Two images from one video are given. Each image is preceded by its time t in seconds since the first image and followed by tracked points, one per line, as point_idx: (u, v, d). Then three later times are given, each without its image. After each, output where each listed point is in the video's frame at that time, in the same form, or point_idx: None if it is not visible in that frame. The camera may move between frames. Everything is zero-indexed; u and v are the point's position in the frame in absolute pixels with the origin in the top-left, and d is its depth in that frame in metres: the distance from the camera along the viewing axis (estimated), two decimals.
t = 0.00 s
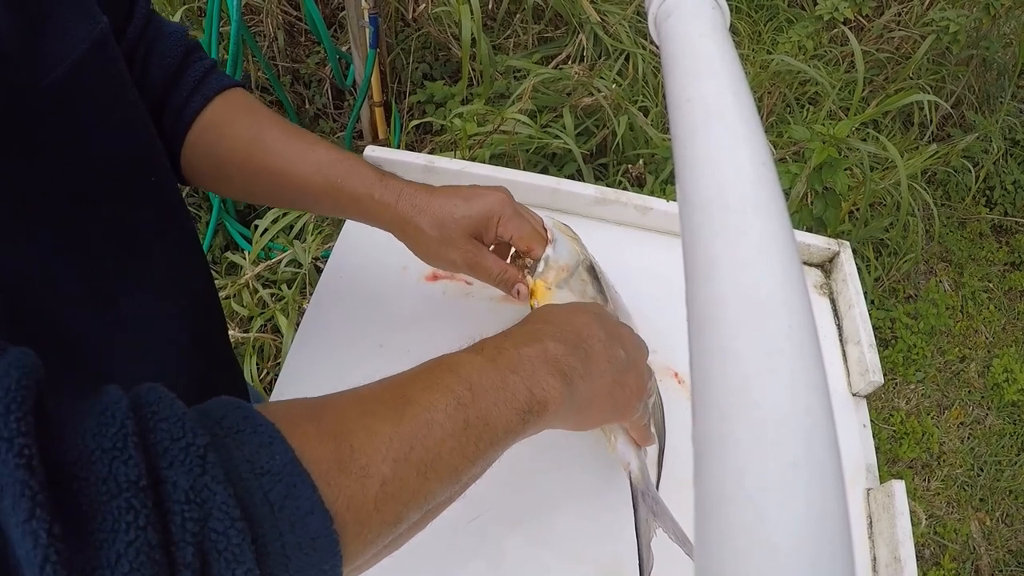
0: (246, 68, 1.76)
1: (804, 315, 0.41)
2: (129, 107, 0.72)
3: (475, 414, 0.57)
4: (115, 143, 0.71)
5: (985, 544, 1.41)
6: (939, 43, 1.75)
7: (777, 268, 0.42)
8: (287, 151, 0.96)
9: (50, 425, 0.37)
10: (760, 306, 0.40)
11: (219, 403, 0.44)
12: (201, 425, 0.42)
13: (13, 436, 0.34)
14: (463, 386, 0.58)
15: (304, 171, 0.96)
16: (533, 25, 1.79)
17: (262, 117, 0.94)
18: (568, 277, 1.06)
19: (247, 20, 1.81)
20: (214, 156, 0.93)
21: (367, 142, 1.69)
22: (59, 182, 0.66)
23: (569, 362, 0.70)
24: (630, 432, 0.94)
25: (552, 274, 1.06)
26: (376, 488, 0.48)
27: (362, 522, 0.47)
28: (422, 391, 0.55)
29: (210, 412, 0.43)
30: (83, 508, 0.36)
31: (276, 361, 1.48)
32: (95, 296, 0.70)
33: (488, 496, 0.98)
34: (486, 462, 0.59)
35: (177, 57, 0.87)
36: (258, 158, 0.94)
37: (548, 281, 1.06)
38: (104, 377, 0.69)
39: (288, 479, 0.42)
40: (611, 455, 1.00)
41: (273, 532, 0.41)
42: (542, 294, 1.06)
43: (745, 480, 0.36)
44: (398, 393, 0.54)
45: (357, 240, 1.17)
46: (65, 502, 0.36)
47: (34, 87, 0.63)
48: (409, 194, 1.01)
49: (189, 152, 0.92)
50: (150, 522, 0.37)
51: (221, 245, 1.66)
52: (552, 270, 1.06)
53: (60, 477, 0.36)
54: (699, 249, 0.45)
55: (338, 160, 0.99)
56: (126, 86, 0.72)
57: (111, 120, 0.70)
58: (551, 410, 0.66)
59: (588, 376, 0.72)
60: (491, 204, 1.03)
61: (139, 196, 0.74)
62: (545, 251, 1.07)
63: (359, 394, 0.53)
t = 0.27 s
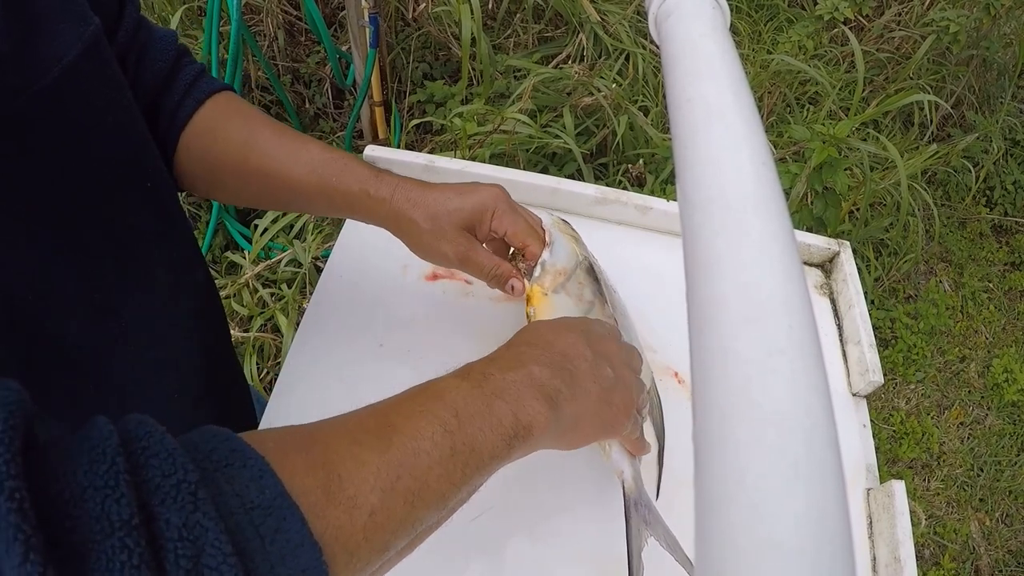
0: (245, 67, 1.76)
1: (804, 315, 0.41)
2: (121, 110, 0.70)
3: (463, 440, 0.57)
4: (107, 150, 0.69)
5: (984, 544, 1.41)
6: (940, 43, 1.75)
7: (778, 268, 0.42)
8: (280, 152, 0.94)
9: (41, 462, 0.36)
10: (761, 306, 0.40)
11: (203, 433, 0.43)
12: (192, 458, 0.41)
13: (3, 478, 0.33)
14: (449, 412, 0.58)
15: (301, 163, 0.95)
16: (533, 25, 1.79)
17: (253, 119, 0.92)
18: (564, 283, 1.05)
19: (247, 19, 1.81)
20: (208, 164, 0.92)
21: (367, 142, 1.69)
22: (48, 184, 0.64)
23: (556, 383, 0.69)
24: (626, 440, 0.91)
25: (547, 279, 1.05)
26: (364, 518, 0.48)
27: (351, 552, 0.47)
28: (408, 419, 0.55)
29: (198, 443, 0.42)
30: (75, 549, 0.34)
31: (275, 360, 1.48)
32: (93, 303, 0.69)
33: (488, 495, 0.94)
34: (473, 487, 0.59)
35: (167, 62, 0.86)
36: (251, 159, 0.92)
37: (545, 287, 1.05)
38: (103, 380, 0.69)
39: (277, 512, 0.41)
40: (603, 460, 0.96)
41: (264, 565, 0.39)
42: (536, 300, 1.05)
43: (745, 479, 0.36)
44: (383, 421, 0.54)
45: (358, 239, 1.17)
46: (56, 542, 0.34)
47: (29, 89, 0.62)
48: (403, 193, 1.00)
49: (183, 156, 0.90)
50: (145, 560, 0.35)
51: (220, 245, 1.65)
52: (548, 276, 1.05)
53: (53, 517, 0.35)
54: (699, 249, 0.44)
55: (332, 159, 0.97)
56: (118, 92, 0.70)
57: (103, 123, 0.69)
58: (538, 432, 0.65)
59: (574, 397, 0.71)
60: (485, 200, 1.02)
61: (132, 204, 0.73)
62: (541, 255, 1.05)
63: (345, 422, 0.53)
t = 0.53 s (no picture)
0: (245, 68, 1.76)
1: (805, 315, 0.41)
2: (115, 115, 0.69)
3: (448, 455, 0.57)
4: (104, 159, 0.68)
5: (984, 545, 1.41)
6: (940, 44, 1.75)
7: (778, 268, 0.42)
8: (265, 168, 0.93)
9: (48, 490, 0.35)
10: (761, 305, 0.40)
11: (198, 454, 0.43)
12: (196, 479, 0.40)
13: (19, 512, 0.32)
14: (433, 429, 0.58)
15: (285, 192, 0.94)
16: (533, 25, 1.79)
17: (240, 134, 0.92)
18: (549, 287, 1.03)
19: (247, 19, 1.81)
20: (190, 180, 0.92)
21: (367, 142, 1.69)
22: (43, 199, 0.62)
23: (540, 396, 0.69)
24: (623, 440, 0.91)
25: (531, 285, 1.02)
26: (359, 532, 0.49)
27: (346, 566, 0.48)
28: (395, 437, 0.55)
29: (198, 466, 0.42)
30: None
31: (276, 360, 1.48)
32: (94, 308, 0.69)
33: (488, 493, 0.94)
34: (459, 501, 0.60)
35: (157, 74, 0.85)
36: (238, 176, 0.91)
37: (529, 293, 1.03)
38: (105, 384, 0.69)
39: (278, 531, 0.41)
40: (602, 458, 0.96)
41: None
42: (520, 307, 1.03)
43: (745, 478, 0.36)
44: (370, 440, 0.54)
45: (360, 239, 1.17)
46: (71, 572, 0.34)
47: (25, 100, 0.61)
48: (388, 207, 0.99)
49: (168, 173, 0.90)
50: None
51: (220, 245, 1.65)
52: (532, 281, 1.03)
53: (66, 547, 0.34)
54: (699, 249, 0.44)
55: (318, 178, 0.96)
56: (112, 92, 0.69)
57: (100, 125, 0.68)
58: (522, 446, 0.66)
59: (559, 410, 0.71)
60: (469, 213, 1.01)
61: (132, 209, 0.72)
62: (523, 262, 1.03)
63: (332, 442, 0.54)
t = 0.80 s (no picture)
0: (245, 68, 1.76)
1: (805, 315, 0.41)
2: (108, 123, 0.68)
3: (439, 474, 0.58)
4: (101, 167, 0.68)
5: (984, 545, 1.41)
6: (939, 43, 1.75)
7: (778, 268, 0.42)
8: (262, 161, 0.93)
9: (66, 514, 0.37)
10: (762, 304, 0.40)
11: (204, 475, 0.43)
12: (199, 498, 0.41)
13: (36, 536, 0.33)
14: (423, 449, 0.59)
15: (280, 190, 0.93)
16: (532, 25, 1.79)
17: (238, 129, 0.91)
18: (539, 298, 0.98)
19: (246, 20, 1.81)
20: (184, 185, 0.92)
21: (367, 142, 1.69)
22: (43, 198, 0.62)
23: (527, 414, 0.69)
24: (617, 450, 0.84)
25: (519, 298, 0.97)
26: (352, 550, 0.50)
27: None
28: (387, 457, 0.56)
29: (204, 488, 0.42)
30: None
31: (276, 361, 1.48)
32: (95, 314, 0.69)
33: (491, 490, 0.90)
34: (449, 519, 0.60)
35: (150, 75, 0.85)
36: (234, 169, 0.91)
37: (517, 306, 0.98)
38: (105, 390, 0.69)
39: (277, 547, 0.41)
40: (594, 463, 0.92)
41: None
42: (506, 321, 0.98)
43: (744, 476, 0.36)
44: (363, 461, 0.55)
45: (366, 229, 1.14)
46: None
47: (18, 106, 0.59)
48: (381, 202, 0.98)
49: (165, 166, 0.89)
50: None
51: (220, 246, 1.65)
52: (521, 293, 0.98)
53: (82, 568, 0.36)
54: (700, 249, 0.44)
55: (314, 172, 0.96)
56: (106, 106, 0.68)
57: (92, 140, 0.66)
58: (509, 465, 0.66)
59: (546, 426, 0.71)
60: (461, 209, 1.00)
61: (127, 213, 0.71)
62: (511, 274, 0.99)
63: (326, 463, 0.54)
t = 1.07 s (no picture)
0: (246, 67, 1.76)
1: (804, 315, 0.41)
2: (101, 125, 0.68)
3: (429, 482, 0.57)
4: (97, 167, 0.67)
5: (984, 545, 1.41)
6: (940, 44, 1.75)
7: (778, 269, 0.42)
8: (253, 169, 0.93)
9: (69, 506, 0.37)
10: (762, 305, 0.40)
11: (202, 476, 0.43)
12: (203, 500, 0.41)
13: (46, 527, 0.34)
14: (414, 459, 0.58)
15: (269, 198, 0.93)
16: (533, 25, 1.79)
17: (230, 136, 0.91)
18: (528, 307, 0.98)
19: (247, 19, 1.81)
20: (177, 191, 0.92)
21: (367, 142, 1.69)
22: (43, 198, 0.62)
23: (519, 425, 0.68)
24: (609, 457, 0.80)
25: (508, 308, 0.97)
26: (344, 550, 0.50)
27: None
28: (380, 463, 0.56)
29: (202, 486, 0.42)
30: None
31: (275, 360, 1.49)
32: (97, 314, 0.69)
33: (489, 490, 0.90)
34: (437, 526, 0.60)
35: (144, 79, 0.85)
36: (224, 176, 0.91)
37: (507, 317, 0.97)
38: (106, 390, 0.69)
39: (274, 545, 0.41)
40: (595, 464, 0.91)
41: None
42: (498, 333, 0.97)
43: (744, 476, 0.36)
44: (357, 467, 0.55)
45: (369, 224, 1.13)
46: None
47: (17, 107, 0.59)
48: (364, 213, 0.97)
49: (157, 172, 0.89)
50: None
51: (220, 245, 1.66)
52: (510, 303, 0.97)
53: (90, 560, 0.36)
54: (700, 249, 0.44)
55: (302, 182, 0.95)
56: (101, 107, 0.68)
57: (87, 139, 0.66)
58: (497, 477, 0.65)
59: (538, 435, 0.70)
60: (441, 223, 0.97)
61: (125, 216, 0.71)
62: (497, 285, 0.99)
63: (321, 467, 0.54)
